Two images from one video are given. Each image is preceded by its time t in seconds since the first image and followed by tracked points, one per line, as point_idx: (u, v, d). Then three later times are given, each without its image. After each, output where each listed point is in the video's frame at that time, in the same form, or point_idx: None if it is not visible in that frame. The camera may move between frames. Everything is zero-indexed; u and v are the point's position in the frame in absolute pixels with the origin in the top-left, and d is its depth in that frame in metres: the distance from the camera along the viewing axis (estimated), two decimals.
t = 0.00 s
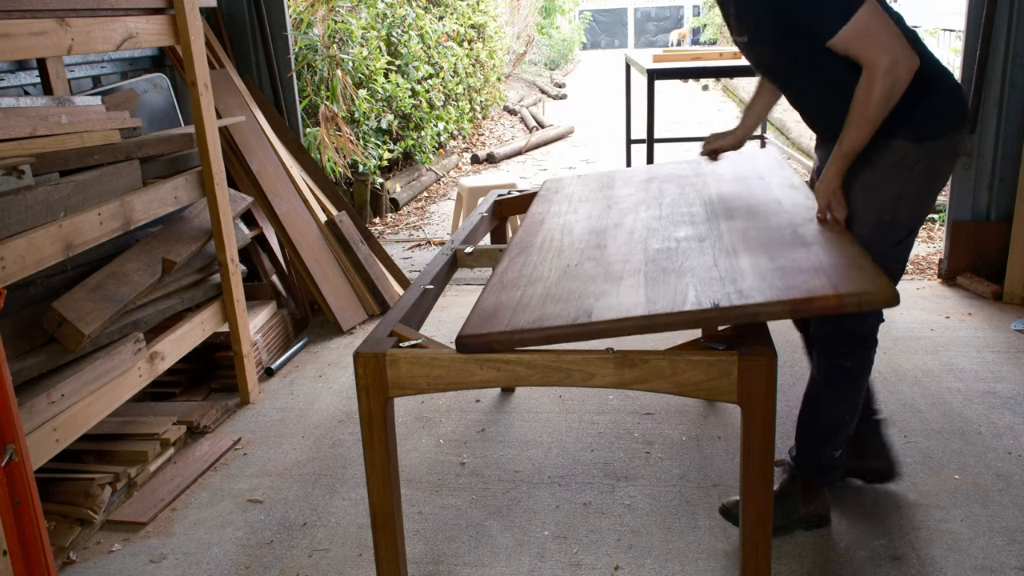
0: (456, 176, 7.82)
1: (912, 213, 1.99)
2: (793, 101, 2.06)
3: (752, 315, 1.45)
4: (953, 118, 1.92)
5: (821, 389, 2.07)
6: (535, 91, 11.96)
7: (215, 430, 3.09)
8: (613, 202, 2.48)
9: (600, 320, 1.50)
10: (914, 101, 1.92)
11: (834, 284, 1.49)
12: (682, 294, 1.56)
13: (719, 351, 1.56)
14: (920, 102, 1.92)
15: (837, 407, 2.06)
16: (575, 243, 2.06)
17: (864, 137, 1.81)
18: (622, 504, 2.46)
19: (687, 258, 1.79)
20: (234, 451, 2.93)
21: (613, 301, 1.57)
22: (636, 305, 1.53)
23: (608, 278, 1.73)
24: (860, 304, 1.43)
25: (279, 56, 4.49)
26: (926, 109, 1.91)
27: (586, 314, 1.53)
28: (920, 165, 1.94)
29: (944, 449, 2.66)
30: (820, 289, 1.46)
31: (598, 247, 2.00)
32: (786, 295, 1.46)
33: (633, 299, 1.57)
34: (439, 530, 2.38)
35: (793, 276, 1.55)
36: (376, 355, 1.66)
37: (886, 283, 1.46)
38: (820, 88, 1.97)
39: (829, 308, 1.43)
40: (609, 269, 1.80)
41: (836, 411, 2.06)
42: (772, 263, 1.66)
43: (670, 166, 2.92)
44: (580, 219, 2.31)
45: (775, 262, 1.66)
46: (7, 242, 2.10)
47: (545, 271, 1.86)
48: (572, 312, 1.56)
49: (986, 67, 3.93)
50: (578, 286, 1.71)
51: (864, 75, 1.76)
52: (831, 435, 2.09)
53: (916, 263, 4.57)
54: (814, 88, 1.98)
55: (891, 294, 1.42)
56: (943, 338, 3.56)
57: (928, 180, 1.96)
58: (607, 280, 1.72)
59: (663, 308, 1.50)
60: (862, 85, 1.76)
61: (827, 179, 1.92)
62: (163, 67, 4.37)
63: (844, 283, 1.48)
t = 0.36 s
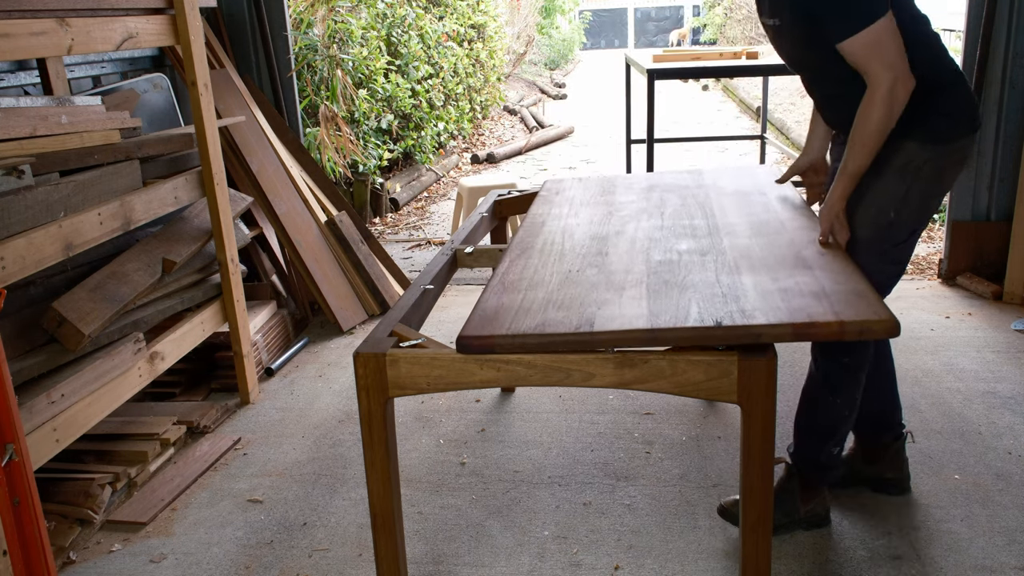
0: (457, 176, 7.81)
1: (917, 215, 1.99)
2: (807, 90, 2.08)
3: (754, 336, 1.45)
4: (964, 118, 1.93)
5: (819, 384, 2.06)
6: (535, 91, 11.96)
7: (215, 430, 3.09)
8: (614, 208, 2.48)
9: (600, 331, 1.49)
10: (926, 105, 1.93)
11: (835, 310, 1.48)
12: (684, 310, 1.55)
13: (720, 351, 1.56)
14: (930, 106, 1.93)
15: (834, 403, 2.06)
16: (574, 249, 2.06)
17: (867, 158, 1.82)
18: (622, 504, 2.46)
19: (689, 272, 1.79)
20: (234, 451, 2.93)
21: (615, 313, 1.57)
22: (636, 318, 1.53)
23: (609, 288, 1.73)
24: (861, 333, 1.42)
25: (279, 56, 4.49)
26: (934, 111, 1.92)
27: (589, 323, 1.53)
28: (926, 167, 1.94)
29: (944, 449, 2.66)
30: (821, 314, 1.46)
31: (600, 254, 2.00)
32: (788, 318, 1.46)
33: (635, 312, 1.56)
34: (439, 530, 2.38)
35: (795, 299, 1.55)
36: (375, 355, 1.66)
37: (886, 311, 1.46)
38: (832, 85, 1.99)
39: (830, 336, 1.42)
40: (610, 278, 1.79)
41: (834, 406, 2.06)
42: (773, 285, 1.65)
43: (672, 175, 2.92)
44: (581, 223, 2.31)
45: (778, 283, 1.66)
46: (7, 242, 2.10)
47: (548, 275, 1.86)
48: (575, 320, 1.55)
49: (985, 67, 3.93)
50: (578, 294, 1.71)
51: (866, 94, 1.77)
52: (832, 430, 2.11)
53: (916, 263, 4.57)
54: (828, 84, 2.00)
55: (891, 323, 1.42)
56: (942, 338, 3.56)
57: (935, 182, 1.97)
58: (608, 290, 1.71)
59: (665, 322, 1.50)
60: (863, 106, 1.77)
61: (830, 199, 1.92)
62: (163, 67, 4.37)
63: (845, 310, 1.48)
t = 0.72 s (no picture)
0: (456, 176, 7.81)
1: (911, 216, 1.99)
2: (809, 88, 2.08)
3: (753, 343, 1.45)
4: (961, 121, 1.94)
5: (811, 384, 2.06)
6: (535, 91, 11.96)
7: (215, 430, 3.09)
8: (614, 210, 2.48)
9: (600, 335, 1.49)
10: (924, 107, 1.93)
11: (835, 319, 1.48)
12: (684, 316, 1.55)
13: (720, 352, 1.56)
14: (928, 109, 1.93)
15: (825, 404, 2.06)
16: (574, 250, 2.06)
17: (863, 163, 1.83)
18: (622, 504, 2.46)
19: (689, 277, 1.79)
20: (234, 451, 2.93)
21: (615, 316, 1.57)
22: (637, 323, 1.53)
23: (610, 291, 1.73)
24: (860, 345, 1.41)
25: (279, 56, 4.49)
26: (933, 115, 1.93)
27: (590, 327, 1.53)
28: (922, 170, 1.95)
29: (944, 449, 2.66)
30: (822, 325, 1.45)
31: (600, 257, 2.00)
32: (788, 328, 1.45)
33: (636, 316, 1.56)
34: (439, 530, 2.38)
35: (795, 307, 1.55)
36: (376, 355, 1.66)
37: (886, 321, 1.45)
38: (833, 86, 2.00)
39: (829, 346, 1.42)
40: (610, 281, 1.79)
41: (826, 407, 2.06)
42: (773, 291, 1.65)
43: (672, 177, 2.92)
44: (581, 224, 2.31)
45: (778, 291, 1.66)
46: (7, 242, 2.10)
47: (548, 277, 1.86)
48: (576, 324, 1.55)
49: (986, 67, 3.94)
50: (578, 297, 1.71)
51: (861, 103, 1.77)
52: (824, 430, 2.11)
53: (916, 263, 4.57)
54: (830, 84, 2.01)
55: (892, 334, 1.41)
56: (942, 338, 3.56)
57: (931, 185, 1.97)
58: (608, 293, 1.71)
59: (665, 327, 1.50)
60: (858, 113, 1.78)
61: (831, 209, 1.92)
62: (163, 67, 4.37)
63: (845, 320, 1.48)
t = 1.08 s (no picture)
0: (456, 176, 7.82)
1: (907, 218, 1.99)
2: (808, 88, 2.08)
3: (754, 348, 1.45)
4: (958, 124, 1.94)
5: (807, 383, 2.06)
6: (535, 91, 11.96)
7: (215, 430, 3.09)
8: (614, 211, 2.48)
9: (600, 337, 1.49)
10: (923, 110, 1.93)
11: (835, 324, 1.48)
12: (684, 318, 1.55)
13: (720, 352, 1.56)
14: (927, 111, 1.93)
15: (822, 404, 2.06)
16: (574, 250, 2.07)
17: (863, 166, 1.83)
18: (622, 504, 2.46)
19: (689, 279, 1.79)
20: (234, 451, 2.93)
21: (615, 318, 1.57)
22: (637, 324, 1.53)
23: (610, 292, 1.73)
24: (860, 350, 1.41)
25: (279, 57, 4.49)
26: (931, 118, 1.93)
27: (590, 329, 1.53)
28: (919, 172, 1.95)
29: (944, 449, 2.66)
30: (822, 329, 1.45)
31: (600, 258, 2.00)
32: (788, 332, 1.45)
33: (636, 318, 1.56)
34: (439, 530, 2.38)
35: (794, 311, 1.55)
36: (376, 355, 1.66)
37: (885, 326, 1.45)
38: (833, 86, 1.99)
39: (829, 351, 1.42)
40: (610, 283, 1.79)
41: (823, 409, 2.06)
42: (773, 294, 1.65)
43: (672, 177, 2.92)
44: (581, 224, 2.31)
45: (778, 294, 1.66)
46: (7, 242, 2.10)
47: (548, 278, 1.86)
48: (576, 325, 1.55)
49: (986, 67, 3.94)
50: (578, 298, 1.71)
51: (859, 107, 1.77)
52: (821, 431, 2.11)
53: (916, 263, 4.57)
54: (828, 84, 2.01)
55: (892, 339, 1.41)
56: (942, 338, 3.56)
57: (927, 187, 1.97)
58: (609, 295, 1.71)
59: (665, 330, 1.50)
60: (856, 116, 1.78)
61: (830, 212, 1.92)
62: (163, 67, 4.37)
63: (845, 324, 1.48)
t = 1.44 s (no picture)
0: (456, 176, 7.82)
1: (903, 217, 2.00)
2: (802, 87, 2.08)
3: (753, 348, 1.45)
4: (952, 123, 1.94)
5: (807, 382, 2.06)
6: (535, 91, 11.95)
7: (216, 430, 3.09)
8: (614, 211, 2.48)
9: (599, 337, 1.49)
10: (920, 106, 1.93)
11: (834, 324, 1.48)
12: (684, 318, 1.55)
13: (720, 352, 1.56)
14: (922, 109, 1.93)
15: (818, 404, 2.06)
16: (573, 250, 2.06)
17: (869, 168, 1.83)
18: (622, 504, 2.46)
19: (689, 279, 1.79)
20: (234, 451, 2.93)
21: (614, 318, 1.57)
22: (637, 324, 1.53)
23: (609, 292, 1.73)
24: (859, 351, 1.41)
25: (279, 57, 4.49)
26: (928, 116, 1.93)
27: (590, 329, 1.53)
28: (915, 171, 1.95)
29: (944, 449, 2.66)
30: (821, 330, 1.45)
31: (599, 258, 2.00)
32: (788, 332, 1.45)
33: (636, 318, 1.56)
34: (438, 530, 2.38)
35: (793, 311, 1.55)
36: (376, 355, 1.66)
37: (884, 326, 1.45)
38: (828, 86, 1.99)
39: (828, 352, 1.42)
40: (609, 283, 1.79)
41: (819, 409, 2.07)
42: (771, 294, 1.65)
43: (672, 177, 2.92)
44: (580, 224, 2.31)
45: (776, 295, 1.66)
46: (7, 242, 2.10)
47: (548, 278, 1.86)
48: (576, 325, 1.55)
49: (986, 67, 3.94)
50: (578, 298, 1.71)
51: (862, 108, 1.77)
52: (818, 431, 2.11)
53: (916, 263, 4.57)
54: (821, 82, 2.00)
55: (891, 340, 1.41)
56: (942, 338, 3.56)
57: (923, 185, 1.97)
58: (608, 295, 1.71)
59: (664, 330, 1.50)
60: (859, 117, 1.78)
61: (841, 221, 1.92)
62: (163, 67, 4.37)
63: (844, 325, 1.48)
